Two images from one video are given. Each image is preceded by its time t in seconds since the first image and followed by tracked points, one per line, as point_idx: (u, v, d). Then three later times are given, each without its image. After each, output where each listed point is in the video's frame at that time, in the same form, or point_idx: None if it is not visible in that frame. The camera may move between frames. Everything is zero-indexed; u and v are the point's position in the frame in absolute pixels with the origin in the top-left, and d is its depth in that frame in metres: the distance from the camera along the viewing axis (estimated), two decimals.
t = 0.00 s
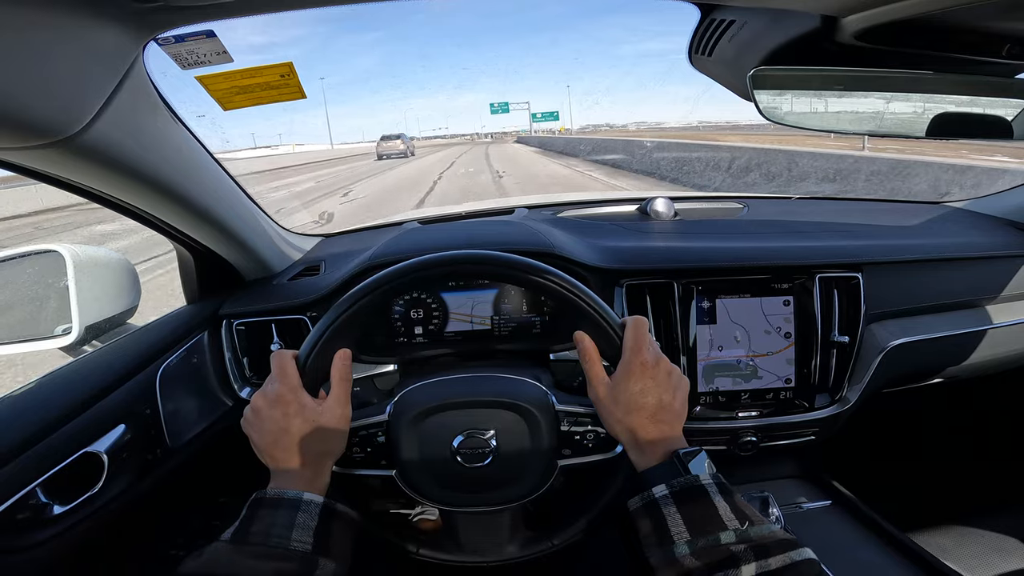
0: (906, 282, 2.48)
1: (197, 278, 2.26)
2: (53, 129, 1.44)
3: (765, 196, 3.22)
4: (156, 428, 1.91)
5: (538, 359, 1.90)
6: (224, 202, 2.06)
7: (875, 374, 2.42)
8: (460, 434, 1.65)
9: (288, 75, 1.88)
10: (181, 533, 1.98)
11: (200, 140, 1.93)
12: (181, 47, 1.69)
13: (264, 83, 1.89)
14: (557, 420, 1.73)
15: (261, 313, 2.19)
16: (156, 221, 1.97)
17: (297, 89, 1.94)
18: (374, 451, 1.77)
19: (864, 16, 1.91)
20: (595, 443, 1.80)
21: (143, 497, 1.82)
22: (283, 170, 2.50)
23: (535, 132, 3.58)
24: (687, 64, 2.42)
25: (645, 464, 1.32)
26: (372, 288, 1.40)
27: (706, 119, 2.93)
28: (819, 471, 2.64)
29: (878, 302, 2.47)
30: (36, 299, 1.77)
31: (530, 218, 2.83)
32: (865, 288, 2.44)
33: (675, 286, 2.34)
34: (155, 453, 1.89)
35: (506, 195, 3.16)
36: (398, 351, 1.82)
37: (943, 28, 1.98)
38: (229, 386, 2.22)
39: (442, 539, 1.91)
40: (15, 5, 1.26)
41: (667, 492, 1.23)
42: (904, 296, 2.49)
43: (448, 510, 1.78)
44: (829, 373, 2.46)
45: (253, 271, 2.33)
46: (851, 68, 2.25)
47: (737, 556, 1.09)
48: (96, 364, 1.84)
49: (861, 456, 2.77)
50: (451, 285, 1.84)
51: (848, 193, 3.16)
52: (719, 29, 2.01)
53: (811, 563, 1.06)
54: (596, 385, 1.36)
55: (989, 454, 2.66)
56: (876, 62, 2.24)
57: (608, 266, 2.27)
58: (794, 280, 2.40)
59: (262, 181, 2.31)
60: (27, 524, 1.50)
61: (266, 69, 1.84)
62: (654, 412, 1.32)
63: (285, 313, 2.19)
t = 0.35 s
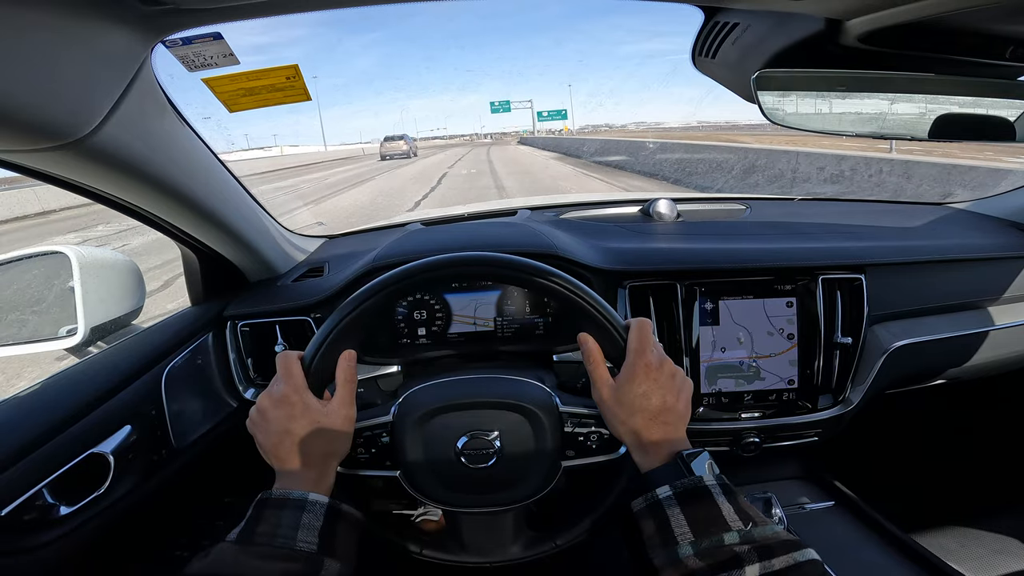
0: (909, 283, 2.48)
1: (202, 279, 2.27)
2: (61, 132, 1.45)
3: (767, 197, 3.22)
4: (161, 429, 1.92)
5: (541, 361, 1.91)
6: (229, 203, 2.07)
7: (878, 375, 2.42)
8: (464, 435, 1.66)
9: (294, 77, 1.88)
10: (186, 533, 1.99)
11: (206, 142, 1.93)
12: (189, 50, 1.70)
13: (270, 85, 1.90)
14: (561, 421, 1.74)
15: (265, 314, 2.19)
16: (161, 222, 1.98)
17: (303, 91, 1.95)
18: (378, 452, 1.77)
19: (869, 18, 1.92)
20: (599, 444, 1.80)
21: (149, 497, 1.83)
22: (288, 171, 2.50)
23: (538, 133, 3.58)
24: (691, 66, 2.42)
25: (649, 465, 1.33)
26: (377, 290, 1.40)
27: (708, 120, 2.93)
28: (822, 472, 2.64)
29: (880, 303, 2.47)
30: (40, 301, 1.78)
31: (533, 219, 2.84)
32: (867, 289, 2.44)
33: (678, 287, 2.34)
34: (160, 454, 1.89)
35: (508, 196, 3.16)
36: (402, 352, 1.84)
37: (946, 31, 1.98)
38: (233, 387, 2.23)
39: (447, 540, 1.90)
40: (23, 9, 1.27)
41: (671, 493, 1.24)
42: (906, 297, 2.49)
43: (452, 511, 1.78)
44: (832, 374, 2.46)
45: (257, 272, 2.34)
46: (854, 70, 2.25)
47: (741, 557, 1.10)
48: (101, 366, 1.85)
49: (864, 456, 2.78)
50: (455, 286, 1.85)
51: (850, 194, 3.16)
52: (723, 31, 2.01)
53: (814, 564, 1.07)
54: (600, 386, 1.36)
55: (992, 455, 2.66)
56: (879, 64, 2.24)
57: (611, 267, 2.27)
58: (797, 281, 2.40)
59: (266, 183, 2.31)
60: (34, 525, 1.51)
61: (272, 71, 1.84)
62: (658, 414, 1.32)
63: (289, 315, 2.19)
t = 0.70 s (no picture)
0: (912, 284, 2.47)
1: (204, 280, 2.27)
2: (64, 134, 1.46)
3: (770, 198, 3.21)
4: (164, 430, 1.92)
5: (544, 362, 1.90)
6: (231, 205, 2.07)
7: (882, 375, 2.42)
8: (466, 436, 1.66)
9: (296, 78, 1.89)
10: (188, 535, 1.99)
11: (207, 143, 1.93)
12: (190, 51, 1.70)
13: (272, 86, 1.90)
14: (564, 423, 1.73)
15: (267, 315, 2.19)
16: (163, 224, 1.98)
17: (305, 92, 1.95)
18: (381, 453, 1.77)
19: (872, 18, 1.91)
20: (602, 446, 1.79)
21: (152, 499, 1.82)
22: (291, 173, 2.51)
23: (540, 134, 3.58)
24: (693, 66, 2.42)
25: (653, 467, 1.33)
26: (379, 291, 1.40)
27: (710, 121, 2.92)
28: (825, 473, 2.64)
29: (883, 304, 2.47)
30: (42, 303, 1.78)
31: (535, 220, 2.83)
32: (871, 289, 2.44)
33: (681, 287, 2.34)
34: (162, 455, 1.89)
35: (510, 197, 3.16)
36: (405, 353, 1.84)
37: (949, 30, 1.98)
38: (236, 389, 2.23)
39: (449, 542, 1.90)
40: (26, 9, 1.27)
41: (674, 495, 1.23)
42: (910, 297, 2.48)
43: (455, 513, 1.78)
44: (836, 374, 2.45)
45: (259, 274, 2.34)
46: (857, 70, 2.25)
47: (745, 559, 1.09)
48: (104, 367, 1.85)
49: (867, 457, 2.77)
50: (456, 287, 1.85)
51: (853, 195, 3.16)
52: (725, 31, 2.01)
53: (819, 565, 1.06)
54: (603, 387, 1.36)
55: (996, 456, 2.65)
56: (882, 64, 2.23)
57: (614, 268, 2.27)
58: (800, 282, 2.39)
59: (268, 184, 2.31)
60: (36, 526, 1.51)
61: (274, 72, 1.84)
62: (661, 416, 1.32)
63: (291, 316, 2.19)
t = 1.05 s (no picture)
0: (915, 284, 2.47)
1: (207, 281, 2.28)
2: (69, 136, 1.46)
3: (772, 198, 3.21)
4: (168, 431, 1.93)
5: (546, 362, 1.91)
6: (234, 206, 2.07)
7: (885, 375, 2.41)
8: (469, 436, 1.66)
9: (300, 79, 1.89)
10: (192, 535, 1.99)
11: (211, 143, 1.94)
12: (195, 51, 1.70)
13: (276, 87, 1.91)
14: (567, 424, 1.73)
15: (271, 316, 2.20)
16: (167, 225, 1.98)
17: (308, 92, 1.95)
18: (384, 454, 1.77)
19: (876, 19, 1.91)
20: (605, 446, 1.79)
21: (156, 499, 1.83)
22: (294, 174, 2.51)
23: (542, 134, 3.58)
24: (695, 67, 2.42)
25: (656, 467, 1.34)
26: (382, 292, 1.40)
27: (712, 121, 2.93)
28: (828, 473, 2.64)
29: (886, 304, 2.47)
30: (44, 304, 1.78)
31: (538, 220, 2.84)
32: (874, 289, 2.43)
33: (683, 288, 2.34)
34: (166, 456, 1.90)
35: (513, 198, 3.16)
36: (408, 353, 1.85)
37: (953, 31, 1.98)
38: (239, 389, 2.24)
39: (452, 542, 1.90)
40: (32, 11, 1.27)
41: (677, 495, 1.24)
42: (913, 297, 2.48)
43: (459, 513, 1.78)
44: (839, 374, 2.45)
45: (262, 275, 2.35)
46: (861, 71, 2.24)
47: (748, 559, 1.09)
48: (108, 368, 1.86)
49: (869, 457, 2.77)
50: (459, 288, 1.85)
51: (855, 195, 3.16)
52: (728, 31, 2.01)
53: (823, 565, 1.05)
54: (606, 388, 1.36)
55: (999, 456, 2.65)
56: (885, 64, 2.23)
57: (616, 269, 2.27)
58: (802, 282, 2.39)
59: (271, 185, 2.32)
60: (41, 527, 1.51)
61: (277, 72, 1.85)
62: (664, 416, 1.32)
63: (294, 317, 2.19)
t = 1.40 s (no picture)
0: (916, 283, 2.46)
1: (206, 282, 2.28)
2: (66, 137, 1.47)
3: (772, 197, 3.21)
4: (167, 431, 1.93)
5: (545, 363, 1.91)
6: (232, 206, 2.07)
7: (886, 374, 2.41)
8: (468, 437, 1.66)
9: (297, 79, 1.89)
10: (191, 535, 1.99)
11: (207, 143, 1.93)
12: (191, 51, 1.70)
13: (273, 87, 1.90)
14: (566, 424, 1.73)
15: (270, 316, 2.20)
16: (165, 225, 1.98)
17: (306, 92, 1.95)
18: (382, 453, 1.77)
19: (874, 17, 1.90)
20: (603, 447, 1.79)
21: (154, 499, 1.83)
22: (294, 174, 2.51)
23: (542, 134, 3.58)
24: (694, 66, 2.42)
25: (654, 469, 1.33)
26: (381, 290, 1.40)
27: (711, 120, 2.92)
28: (829, 473, 2.63)
29: (887, 303, 2.46)
30: (42, 304, 1.78)
31: (537, 220, 2.83)
32: (874, 289, 2.42)
33: (683, 287, 2.33)
34: (165, 456, 1.90)
35: (513, 198, 3.16)
36: (407, 354, 1.85)
37: (952, 29, 1.97)
38: (238, 390, 2.24)
39: (450, 542, 1.90)
40: (29, 12, 1.28)
41: (675, 497, 1.23)
42: (914, 297, 2.47)
43: (457, 514, 1.78)
44: (840, 374, 2.44)
45: (262, 275, 2.35)
46: (860, 69, 2.24)
47: (746, 561, 1.08)
48: (107, 368, 1.86)
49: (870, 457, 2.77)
50: (458, 288, 1.85)
51: (856, 194, 3.15)
52: (726, 30, 2.00)
53: (820, 568, 1.05)
54: (605, 389, 1.36)
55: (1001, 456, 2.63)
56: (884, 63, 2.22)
57: (615, 268, 2.27)
58: (802, 282, 2.39)
59: (270, 185, 2.32)
60: (39, 527, 1.51)
61: (275, 72, 1.84)
62: (663, 418, 1.32)
63: (293, 317, 2.19)
